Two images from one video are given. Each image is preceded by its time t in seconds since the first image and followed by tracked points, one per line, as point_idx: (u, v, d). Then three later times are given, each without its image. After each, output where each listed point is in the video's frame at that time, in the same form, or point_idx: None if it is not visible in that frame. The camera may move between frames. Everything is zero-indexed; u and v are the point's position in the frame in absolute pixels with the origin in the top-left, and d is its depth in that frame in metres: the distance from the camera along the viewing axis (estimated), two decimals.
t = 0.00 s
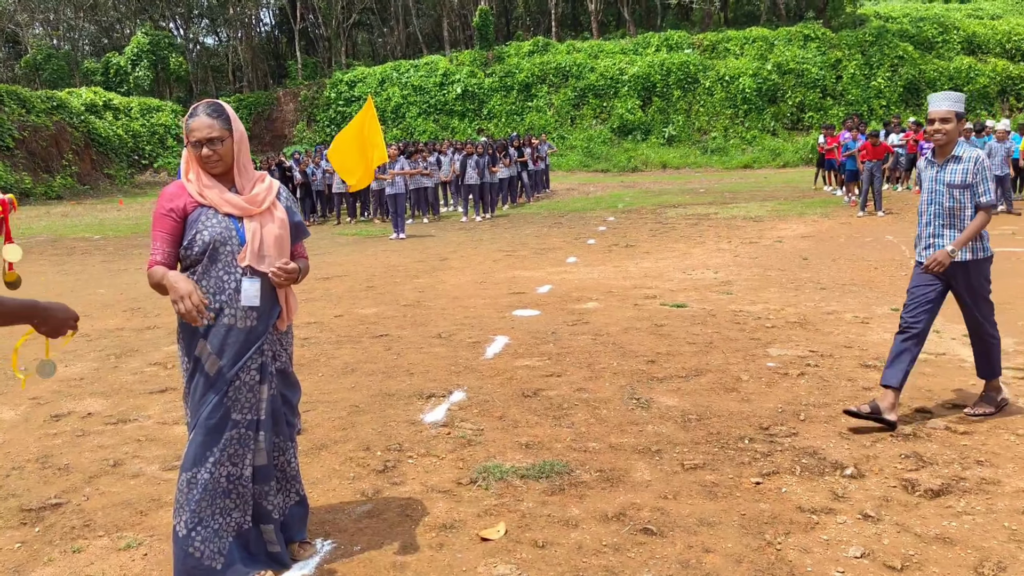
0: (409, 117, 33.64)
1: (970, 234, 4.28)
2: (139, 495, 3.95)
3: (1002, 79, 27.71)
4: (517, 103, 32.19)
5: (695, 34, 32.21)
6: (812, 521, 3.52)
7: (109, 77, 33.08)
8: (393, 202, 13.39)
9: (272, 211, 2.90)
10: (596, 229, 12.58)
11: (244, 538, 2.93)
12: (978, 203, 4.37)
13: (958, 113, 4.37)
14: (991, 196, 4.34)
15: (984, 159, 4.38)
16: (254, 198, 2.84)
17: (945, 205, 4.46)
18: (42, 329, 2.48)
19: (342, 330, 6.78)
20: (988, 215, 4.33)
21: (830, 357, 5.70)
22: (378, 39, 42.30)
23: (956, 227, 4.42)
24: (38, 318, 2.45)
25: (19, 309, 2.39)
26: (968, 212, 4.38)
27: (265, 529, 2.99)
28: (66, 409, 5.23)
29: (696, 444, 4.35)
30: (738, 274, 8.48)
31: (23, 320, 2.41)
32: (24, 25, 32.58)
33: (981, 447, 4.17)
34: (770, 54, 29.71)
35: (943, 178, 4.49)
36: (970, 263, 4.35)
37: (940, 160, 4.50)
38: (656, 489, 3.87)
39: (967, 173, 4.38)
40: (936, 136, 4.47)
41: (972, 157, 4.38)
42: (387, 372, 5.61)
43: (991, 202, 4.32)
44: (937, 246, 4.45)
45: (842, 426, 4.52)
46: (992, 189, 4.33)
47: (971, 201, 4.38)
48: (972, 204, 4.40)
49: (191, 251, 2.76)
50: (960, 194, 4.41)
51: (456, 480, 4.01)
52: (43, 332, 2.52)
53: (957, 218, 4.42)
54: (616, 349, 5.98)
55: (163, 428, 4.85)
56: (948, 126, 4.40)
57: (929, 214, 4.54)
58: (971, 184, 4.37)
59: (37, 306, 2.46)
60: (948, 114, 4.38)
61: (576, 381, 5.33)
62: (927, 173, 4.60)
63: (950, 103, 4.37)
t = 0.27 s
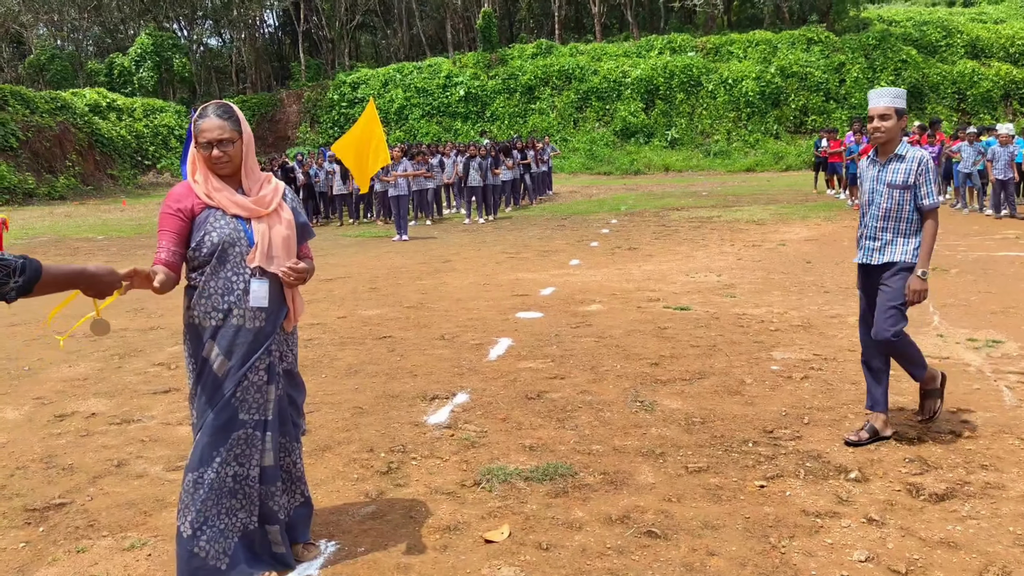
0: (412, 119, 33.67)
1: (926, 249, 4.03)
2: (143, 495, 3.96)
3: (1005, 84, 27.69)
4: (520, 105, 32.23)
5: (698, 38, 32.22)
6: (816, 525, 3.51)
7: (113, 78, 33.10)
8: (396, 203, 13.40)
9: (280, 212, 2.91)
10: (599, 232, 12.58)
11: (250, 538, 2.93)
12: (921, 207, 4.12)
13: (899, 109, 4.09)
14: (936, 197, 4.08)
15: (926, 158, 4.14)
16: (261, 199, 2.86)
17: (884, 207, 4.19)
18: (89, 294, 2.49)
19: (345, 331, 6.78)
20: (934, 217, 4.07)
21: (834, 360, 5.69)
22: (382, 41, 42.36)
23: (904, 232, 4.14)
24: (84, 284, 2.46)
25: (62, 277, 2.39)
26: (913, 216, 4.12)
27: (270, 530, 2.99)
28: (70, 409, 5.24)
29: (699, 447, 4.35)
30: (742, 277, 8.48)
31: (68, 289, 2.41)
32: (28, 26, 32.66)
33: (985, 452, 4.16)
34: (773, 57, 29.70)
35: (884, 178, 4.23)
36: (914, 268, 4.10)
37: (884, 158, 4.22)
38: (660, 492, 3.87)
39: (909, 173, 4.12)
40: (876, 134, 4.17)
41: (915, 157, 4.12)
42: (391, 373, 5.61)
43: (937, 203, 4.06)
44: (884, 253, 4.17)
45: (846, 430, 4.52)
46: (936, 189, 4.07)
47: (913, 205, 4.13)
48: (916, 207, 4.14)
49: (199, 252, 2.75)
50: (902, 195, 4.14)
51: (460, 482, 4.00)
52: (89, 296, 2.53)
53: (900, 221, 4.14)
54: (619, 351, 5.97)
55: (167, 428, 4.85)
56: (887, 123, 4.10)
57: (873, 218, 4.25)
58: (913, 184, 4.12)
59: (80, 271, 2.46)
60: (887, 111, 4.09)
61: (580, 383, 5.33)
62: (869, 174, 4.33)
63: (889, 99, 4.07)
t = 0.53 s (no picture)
0: (416, 121, 33.71)
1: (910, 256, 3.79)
2: (148, 495, 3.96)
3: (1011, 87, 27.61)
4: (524, 107, 32.28)
5: (703, 40, 32.22)
6: (821, 529, 3.50)
7: (119, 79, 33.18)
8: (401, 205, 13.41)
9: (286, 214, 2.92)
10: (604, 234, 12.58)
11: (257, 539, 2.92)
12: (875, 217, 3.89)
13: (844, 118, 3.88)
14: (888, 210, 3.86)
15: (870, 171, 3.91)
16: (268, 202, 2.87)
17: (826, 221, 3.96)
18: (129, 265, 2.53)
19: (350, 333, 6.78)
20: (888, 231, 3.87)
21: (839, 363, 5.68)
22: (387, 43, 42.43)
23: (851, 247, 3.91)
24: (122, 254, 2.50)
25: (100, 250, 2.44)
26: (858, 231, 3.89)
27: (276, 531, 2.99)
28: (76, 409, 5.25)
29: (705, 450, 4.34)
30: (747, 280, 8.47)
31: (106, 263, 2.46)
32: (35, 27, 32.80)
33: (992, 456, 4.14)
34: (778, 60, 29.68)
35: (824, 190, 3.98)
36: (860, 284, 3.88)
37: (825, 170, 3.98)
38: (666, 495, 3.86)
39: (849, 188, 3.88)
40: (817, 143, 3.93)
41: (858, 168, 3.88)
42: (395, 375, 5.62)
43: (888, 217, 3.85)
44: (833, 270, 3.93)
45: (852, 433, 4.50)
46: (886, 202, 3.86)
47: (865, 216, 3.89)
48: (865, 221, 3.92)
49: (208, 253, 2.74)
50: (845, 210, 3.93)
51: (465, 484, 4.00)
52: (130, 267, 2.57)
53: (843, 236, 3.94)
54: (624, 354, 5.96)
55: (172, 429, 4.86)
56: (831, 133, 3.87)
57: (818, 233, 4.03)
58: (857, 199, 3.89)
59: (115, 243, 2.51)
60: (831, 119, 3.87)
61: (585, 385, 5.32)
62: (809, 184, 4.09)
63: (834, 107, 3.86)
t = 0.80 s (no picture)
0: (422, 121, 33.76)
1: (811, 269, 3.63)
2: (157, 496, 3.96)
3: (1019, 88, 27.47)
4: (530, 108, 32.28)
5: (710, 41, 32.16)
6: (833, 532, 3.48)
7: (126, 79, 33.26)
8: (408, 205, 13.41)
9: (295, 215, 2.94)
10: (610, 235, 12.56)
11: (269, 540, 2.92)
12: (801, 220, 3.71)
13: (777, 112, 3.70)
14: (815, 213, 3.68)
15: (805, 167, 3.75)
16: (279, 201, 2.88)
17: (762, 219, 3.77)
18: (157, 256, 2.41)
19: (358, 333, 6.78)
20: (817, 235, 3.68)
21: (848, 366, 5.65)
22: (393, 43, 42.45)
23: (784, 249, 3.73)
24: (148, 247, 2.37)
25: (127, 242, 2.30)
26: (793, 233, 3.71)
27: (286, 532, 2.98)
28: (85, 408, 5.26)
29: (714, 452, 4.32)
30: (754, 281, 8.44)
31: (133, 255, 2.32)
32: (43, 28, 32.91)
33: (1004, 459, 4.12)
34: (785, 61, 29.60)
35: (758, 187, 3.80)
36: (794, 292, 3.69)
37: (759, 165, 3.80)
38: (675, 497, 3.85)
39: (785, 183, 3.70)
40: (750, 138, 3.76)
41: (793, 163, 3.72)
42: (403, 375, 5.61)
43: (817, 220, 3.67)
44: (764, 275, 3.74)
45: (862, 436, 4.48)
46: (817, 203, 3.68)
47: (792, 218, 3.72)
48: (795, 222, 3.74)
49: (221, 255, 2.73)
50: (779, 209, 3.74)
51: (474, 485, 3.99)
52: (155, 260, 2.46)
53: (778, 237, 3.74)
54: (633, 355, 5.94)
55: (181, 429, 4.86)
56: (763, 126, 3.71)
57: (751, 233, 3.83)
58: (791, 198, 3.71)
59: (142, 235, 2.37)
60: (763, 112, 3.71)
61: (593, 387, 5.31)
62: (744, 180, 3.90)
63: (766, 99, 3.69)
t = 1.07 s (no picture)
0: (429, 122, 33.85)
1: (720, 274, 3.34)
2: (167, 497, 3.95)
3: None
4: (537, 108, 32.29)
5: (717, 41, 32.11)
6: (847, 535, 3.45)
7: (134, 79, 33.30)
8: (416, 205, 13.41)
9: (307, 216, 2.94)
10: (618, 236, 12.52)
11: (280, 541, 2.90)
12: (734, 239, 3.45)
13: (712, 125, 3.46)
14: (749, 232, 3.41)
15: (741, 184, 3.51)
16: (291, 202, 2.87)
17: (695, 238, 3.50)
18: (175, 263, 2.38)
19: (366, 334, 6.77)
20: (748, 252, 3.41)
21: (860, 367, 5.62)
22: (400, 43, 42.47)
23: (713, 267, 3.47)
24: (165, 253, 2.35)
25: (141, 247, 2.30)
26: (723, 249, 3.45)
27: (296, 534, 2.96)
28: (94, 409, 5.26)
29: (727, 455, 4.29)
30: (764, 282, 8.40)
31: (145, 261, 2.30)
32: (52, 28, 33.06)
33: (1019, 462, 4.08)
34: (792, 62, 29.54)
35: (691, 205, 3.54)
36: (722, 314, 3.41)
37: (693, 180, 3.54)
38: (688, 499, 3.82)
39: (719, 200, 3.45)
40: (686, 152, 3.51)
41: (727, 178, 3.47)
42: (413, 376, 5.60)
43: (749, 238, 3.41)
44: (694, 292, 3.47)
45: (875, 438, 4.45)
46: (748, 220, 3.42)
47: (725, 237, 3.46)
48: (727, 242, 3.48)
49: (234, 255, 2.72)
50: (711, 225, 3.47)
51: (486, 487, 3.97)
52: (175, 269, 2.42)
53: (708, 253, 3.48)
54: (643, 357, 5.92)
55: (190, 430, 4.85)
56: (698, 138, 3.45)
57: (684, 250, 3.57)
58: (723, 214, 3.45)
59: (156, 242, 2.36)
60: (698, 125, 3.46)
61: (604, 389, 5.29)
62: (680, 196, 3.66)
63: (702, 111, 3.45)
